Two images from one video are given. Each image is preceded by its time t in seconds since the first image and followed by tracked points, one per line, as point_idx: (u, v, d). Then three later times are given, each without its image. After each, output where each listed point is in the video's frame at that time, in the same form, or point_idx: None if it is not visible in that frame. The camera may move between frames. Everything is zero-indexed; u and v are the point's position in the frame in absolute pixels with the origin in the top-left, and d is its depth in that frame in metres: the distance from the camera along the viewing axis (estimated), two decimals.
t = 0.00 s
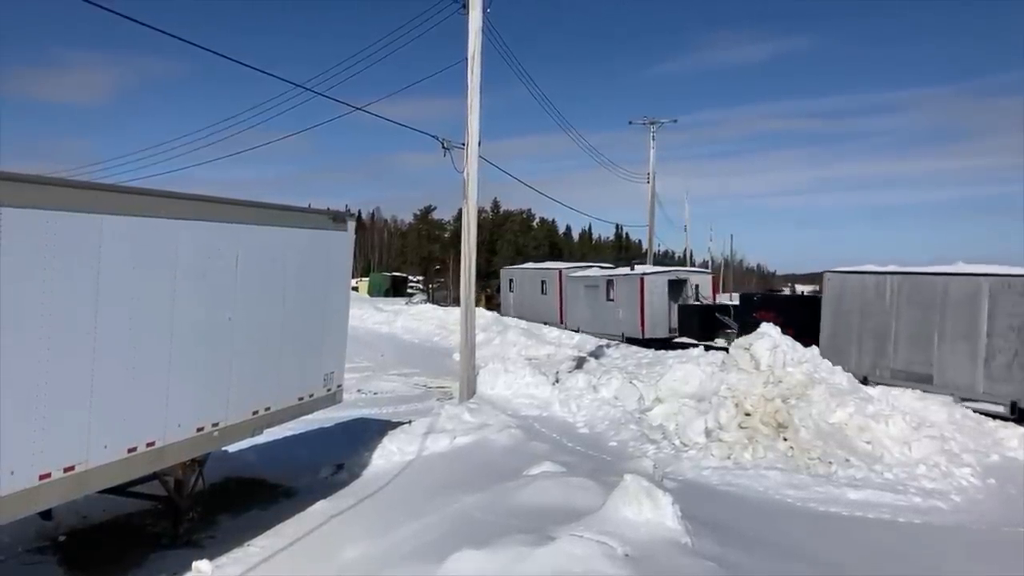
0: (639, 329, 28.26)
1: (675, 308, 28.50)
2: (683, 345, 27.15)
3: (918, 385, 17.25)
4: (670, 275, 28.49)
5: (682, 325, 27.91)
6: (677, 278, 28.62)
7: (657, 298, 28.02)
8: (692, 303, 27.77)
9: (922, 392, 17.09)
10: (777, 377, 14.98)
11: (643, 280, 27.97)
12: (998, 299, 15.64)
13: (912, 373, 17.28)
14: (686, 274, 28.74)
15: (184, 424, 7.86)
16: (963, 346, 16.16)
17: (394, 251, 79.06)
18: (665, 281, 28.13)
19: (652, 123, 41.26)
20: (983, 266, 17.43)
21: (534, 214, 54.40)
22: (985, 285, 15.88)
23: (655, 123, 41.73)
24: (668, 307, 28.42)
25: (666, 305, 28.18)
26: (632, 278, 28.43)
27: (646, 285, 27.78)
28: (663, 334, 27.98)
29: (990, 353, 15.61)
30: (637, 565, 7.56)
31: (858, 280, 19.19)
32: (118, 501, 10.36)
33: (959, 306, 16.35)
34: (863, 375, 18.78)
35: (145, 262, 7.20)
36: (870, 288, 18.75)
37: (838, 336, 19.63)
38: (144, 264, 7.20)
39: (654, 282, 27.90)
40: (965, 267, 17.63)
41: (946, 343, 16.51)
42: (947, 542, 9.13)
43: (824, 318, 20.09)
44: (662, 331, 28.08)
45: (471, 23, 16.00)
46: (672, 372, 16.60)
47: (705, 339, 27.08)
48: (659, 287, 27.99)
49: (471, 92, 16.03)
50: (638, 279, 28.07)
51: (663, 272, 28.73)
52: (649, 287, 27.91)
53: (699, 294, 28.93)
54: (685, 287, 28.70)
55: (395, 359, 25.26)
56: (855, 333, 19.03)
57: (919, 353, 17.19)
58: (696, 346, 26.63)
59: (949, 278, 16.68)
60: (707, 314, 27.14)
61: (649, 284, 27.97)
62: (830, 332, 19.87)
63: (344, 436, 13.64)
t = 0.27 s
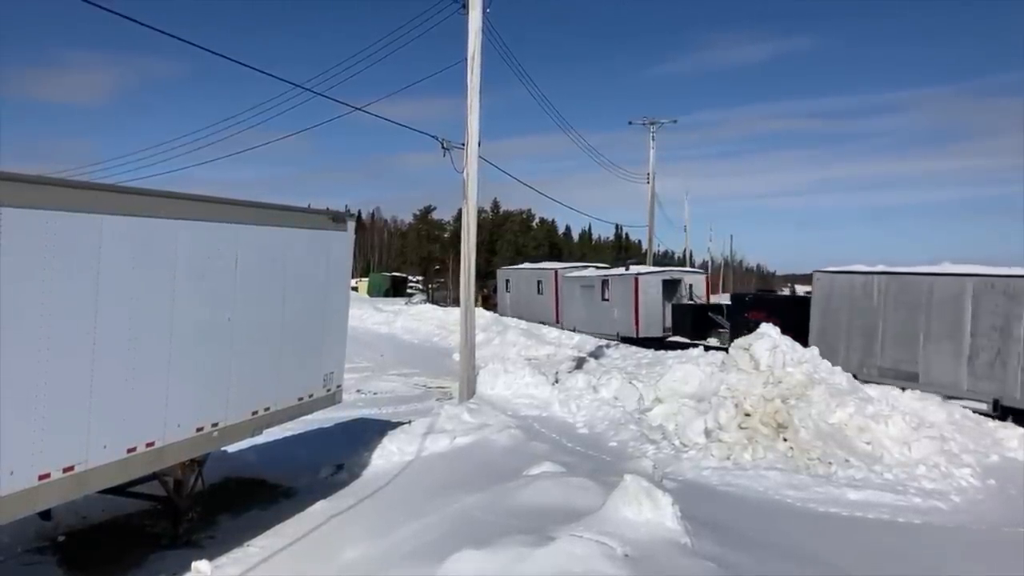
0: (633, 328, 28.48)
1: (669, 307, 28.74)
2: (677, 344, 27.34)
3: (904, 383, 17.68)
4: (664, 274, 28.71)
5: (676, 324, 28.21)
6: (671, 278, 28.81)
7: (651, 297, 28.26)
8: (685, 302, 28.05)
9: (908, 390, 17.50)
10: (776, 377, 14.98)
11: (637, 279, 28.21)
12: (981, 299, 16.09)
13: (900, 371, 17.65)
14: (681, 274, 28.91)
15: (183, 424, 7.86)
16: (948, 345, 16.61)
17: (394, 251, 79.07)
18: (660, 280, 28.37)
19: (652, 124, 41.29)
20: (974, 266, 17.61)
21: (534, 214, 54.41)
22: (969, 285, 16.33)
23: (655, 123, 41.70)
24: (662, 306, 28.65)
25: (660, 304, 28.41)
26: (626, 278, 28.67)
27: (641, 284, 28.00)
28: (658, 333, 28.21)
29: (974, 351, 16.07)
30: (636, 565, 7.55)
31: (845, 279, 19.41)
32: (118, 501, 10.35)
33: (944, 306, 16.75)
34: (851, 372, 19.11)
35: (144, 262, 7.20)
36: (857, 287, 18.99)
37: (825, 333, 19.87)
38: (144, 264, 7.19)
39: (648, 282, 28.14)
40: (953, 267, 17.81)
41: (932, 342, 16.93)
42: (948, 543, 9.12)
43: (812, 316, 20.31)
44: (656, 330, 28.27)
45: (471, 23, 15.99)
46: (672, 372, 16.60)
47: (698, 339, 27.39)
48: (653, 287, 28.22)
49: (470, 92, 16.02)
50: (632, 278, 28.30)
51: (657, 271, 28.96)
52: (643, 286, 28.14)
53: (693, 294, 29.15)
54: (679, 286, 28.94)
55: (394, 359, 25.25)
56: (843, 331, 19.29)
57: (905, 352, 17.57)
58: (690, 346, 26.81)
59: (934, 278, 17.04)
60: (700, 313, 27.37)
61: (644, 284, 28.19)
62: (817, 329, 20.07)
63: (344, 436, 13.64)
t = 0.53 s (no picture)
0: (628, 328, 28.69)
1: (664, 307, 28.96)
2: (669, 343, 27.51)
3: (891, 381, 18.00)
4: (658, 274, 28.92)
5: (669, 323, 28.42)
6: (665, 277, 28.97)
7: (646, 297, 28.46)
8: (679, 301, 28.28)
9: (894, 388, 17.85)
10: (776, 378, 14.99)
11: (632, 280, 28.41)
12: (965, 299, 16.25)
13: (886, 370, 17.97)
14: (675, 274, 29.10)
15: (183, 425, 7.85)
16: (932, 343, 16.84)
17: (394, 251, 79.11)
18: (654, 280, 28.57)
19: (652, 124, 41.34)
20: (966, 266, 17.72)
21: (534, 215, 54.45)
22: (953, 285, 16.50)
23: (655, 123, 41.68)
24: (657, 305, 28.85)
25: (655, 304, 28.61)
26: (620, 278, 28.86)
27: (635, 284, 28.21)
28: (652, 332, 28.43)
29: (957, 350, 16.27)
30: (636, 565, 7.56)
31: (834, 279, 19.80)
32: (118, 501, 10.35)
33: (929, 305, 16.99)
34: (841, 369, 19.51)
35: (144, 262, 7.20)
36: (845, 286, 19.38)
37: (815, 331, 20.29)
38: (144, 264, 7.20)
39: (643, 282, 28.34)
40: (941, 267, 17.93)
41: (917, 341, 17.19)
42: (948, 543, 9.12)
43: (803, 314, 20.75)
44: (650, 329, 28.50)
45: (471, 23, 16.00)
46: (671, 372, 16.61)
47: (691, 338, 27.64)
48: (648, 287, 28.42)
49: (470, 93, 16.03)
50: (627, 278, 28.51)
51: (651, 271, 29.12)
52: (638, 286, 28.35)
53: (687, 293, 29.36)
54: (673, 286, 29.16)
55: (394, 360, 25.27)
56: (832, 329, 19.67)
57: (892, 351, 17.88)
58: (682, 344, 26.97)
59: (920, 278, 17.26)
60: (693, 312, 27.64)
61: (638, 284, 28.41)
62: (808, 326, 20.50)
63: (343, 437, 13.64)
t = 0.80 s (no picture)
0: (623, 327, 28.86)
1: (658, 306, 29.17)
2: (662, 341, 27.70)
3: (878, 378, 18.55)
4: (652, 273, 29.13)
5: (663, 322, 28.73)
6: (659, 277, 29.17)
7: (640, 296, 28.69)
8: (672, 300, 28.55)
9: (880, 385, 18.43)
10: (776, 377, 14.99)
11: (626, 279, 28.61)
12: (950, 298, 16.69)
13: (873, 367, 18.56)
14: (669, 274, 29.31)
15: (181, 425, 7.84)
16: (918, 342, 17.31)
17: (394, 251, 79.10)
18: (648, 280, 28.77)
19: (652, 124, 41.37)
20: (957, 266, 17.87)
21: (533, 214, 54.47)
22: (938, 284, 16.98)
23: (654, 123, 41.67)
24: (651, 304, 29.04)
25: (649, 303, 28.80)
26: (615, 278, 29.06)
27: (630, 284, 28.42)
28: (646, 331, 28.64)
29: (942, 348, 16.70)
30: (635, 565, 7.55)
31: (825, 279, 20.51)
32: (117, 502, 10.34)
33: (916, 304, 17.49)
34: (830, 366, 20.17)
35: (144, 262, 7.19)
36: (836, 286, 20.06)
37: (806, 328, 21.00)
38: (143, 264, 7.19)
39: (637, 282, 28.54)
40: (929, 268, 18.09)
41: (903, 339, 17.70)
42: (948, 543, 9.11)
43: (793, 312, 21.51)
44: (645, 328, 28.66)
45: (471, 23, 15.99)
46: (671, 372, 16.60)
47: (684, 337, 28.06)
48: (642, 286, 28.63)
49: (469, 92, 16.02)
50: (622, 278, 28.73)
51: (645, 271, 29.30)
52: (632, 286, 28.58)
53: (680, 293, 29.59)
54: (667, 286, 29.38)
55: (394, 359, 25.26)
56: (822, 327, 20.36)
57: (879, 348, 18.47)
58: (674, 342, 27.15)
59: (906, 278, 17.83)
60: (686, 311, 27.90)
61: (632, 284, 28.61)
62: (799, 324, 21.22)
63: (342, 437, 13.62)
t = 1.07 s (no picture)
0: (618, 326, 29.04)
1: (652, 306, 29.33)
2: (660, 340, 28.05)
3: (867, 375, 19.16)
4: (646, 273, 29.22)
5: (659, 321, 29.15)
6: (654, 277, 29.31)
7: (635, 296, 28.82)
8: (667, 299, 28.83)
9: (869, 381, 19.04)
10: (776, 377, 14.99)
11: (621, 279, 28.69)
12: (936, 298, 17.32)
13: (862, 364, 19.16)
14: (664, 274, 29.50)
15: (181, 425, 7.84)
16: (904, 339, 17.99)
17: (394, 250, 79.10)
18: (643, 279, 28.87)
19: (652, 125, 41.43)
20: (947, 267, 18.24)
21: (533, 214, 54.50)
22: (925, 284, 17.57)
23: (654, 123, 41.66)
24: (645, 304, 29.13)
25: (644, 303, 28.91)
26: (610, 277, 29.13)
27: (625, 284, 28.50)
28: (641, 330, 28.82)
29: (927, 346, 17.38)
30: (635, 564, 7.54)
31: (813, 277, 20.98)
32: (117, 501, 10.33)
33: (903, 303, 18.12)
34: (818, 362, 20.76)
35: (143, 262, 7.19)
36: (824, 284, 20.55)
37: (795, 326, 21.58)
38: (143, 264, 7.19)
39: (632, 282, 28.63)
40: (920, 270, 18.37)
41: (891, 337, 18.30)
42: (950, 543, 9.09)
43: (782, 311, 22.10)
44: (639, 328, 28.88)
45: (471, 22, 15.98)
46: (671, 371, 16.59)
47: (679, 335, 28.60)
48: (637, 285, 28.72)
49: (468, 92, 16.01)
50: (617, 278, 28.79)
51: (639, 271, 29.38)
52: (627, 285, 28.66)
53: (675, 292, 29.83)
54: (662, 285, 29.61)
55: (393, 359, 25.24)
56: (811, 325, 20.93)
57: (867, 346, 19.05)
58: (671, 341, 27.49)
59: (895, 278, 18.39)
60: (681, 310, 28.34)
61: (627, 284, 28.71)
62: (787, 322, 21.77)
63: (341, 437, 13.61)
